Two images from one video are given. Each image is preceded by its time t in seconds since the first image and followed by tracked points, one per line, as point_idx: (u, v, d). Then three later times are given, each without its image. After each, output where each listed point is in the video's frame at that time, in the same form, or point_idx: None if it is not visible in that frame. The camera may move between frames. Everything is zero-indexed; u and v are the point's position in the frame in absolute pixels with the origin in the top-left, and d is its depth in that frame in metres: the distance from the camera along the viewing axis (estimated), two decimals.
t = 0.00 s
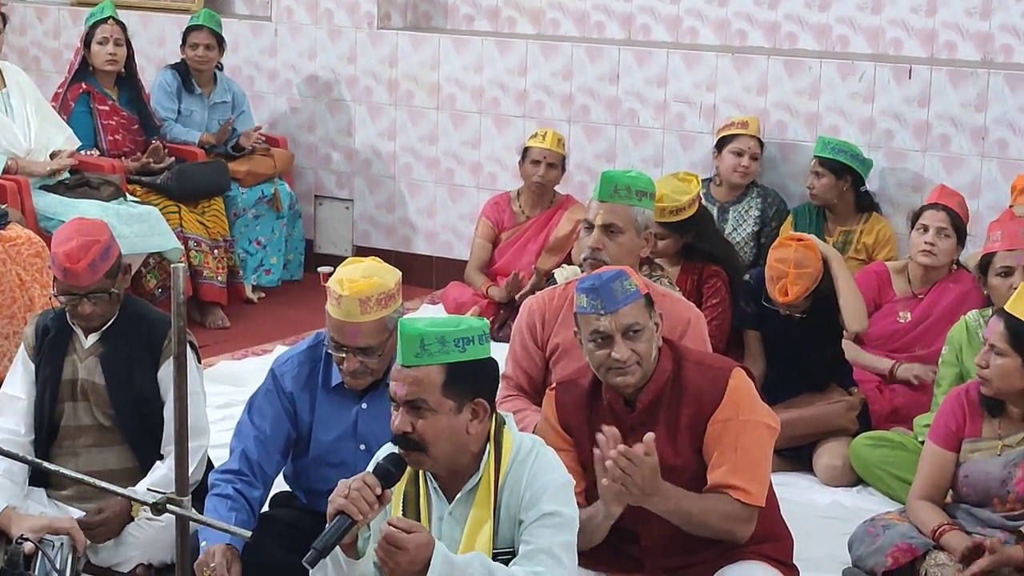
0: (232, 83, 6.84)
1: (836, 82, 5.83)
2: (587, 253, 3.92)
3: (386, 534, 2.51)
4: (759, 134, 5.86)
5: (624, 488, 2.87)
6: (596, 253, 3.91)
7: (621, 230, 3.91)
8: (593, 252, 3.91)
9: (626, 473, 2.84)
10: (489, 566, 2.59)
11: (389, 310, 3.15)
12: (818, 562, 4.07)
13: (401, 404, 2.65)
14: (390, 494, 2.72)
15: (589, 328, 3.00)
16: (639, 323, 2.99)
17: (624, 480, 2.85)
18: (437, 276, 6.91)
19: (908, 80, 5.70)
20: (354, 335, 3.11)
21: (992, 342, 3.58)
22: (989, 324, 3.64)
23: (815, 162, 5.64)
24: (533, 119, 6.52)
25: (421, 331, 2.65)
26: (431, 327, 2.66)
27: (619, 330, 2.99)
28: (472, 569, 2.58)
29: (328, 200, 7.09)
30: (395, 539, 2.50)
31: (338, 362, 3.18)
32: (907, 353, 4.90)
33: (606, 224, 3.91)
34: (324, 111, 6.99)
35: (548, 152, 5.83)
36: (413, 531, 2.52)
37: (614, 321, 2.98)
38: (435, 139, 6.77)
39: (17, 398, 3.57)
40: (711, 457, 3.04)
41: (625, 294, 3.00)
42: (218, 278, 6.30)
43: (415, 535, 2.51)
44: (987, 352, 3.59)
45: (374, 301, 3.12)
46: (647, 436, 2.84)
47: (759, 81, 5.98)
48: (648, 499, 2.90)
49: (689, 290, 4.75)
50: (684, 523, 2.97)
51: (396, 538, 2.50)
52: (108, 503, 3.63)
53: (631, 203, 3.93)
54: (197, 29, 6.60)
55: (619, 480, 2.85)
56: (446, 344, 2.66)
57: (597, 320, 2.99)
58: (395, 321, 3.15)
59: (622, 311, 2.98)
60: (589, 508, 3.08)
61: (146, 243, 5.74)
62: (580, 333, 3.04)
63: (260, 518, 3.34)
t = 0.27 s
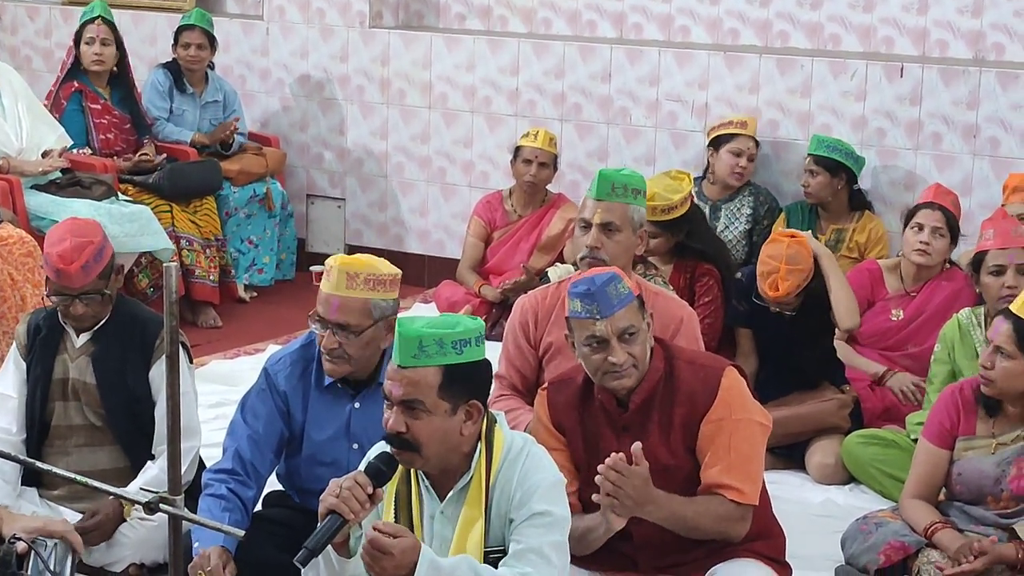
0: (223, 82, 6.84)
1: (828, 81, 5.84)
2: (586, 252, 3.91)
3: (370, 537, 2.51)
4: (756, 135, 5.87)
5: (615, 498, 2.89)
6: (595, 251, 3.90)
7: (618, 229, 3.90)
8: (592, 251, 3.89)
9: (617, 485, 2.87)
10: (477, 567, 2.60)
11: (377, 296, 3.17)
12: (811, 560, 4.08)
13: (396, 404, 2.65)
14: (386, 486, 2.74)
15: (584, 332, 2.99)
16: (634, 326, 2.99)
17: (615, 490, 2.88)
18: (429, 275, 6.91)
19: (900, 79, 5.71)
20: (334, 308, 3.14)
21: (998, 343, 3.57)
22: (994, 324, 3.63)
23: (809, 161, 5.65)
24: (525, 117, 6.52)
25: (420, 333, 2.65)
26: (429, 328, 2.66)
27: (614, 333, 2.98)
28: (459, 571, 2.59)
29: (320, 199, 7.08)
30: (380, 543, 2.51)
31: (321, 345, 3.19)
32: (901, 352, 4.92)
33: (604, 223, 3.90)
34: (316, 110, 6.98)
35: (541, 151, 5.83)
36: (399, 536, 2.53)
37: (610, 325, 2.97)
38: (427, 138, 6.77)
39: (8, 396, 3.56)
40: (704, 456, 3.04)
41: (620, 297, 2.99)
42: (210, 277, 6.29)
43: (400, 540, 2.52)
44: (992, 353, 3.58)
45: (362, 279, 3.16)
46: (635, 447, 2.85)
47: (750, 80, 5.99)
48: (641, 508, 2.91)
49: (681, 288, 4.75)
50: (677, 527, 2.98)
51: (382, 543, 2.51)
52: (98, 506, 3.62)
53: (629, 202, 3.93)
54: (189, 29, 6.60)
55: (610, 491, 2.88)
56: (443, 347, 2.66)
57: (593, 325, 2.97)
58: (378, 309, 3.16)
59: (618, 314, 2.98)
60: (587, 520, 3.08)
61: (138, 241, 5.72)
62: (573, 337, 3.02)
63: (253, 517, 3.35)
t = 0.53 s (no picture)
0: (208, 81, 6.84)
1: (814, 80, 5.85)
2: (588, 252, 3.96)
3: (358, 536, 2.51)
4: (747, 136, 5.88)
5: (608, 490, 2.89)
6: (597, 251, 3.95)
7: (617, 227, 3.99)
8: (594, 250, 3.95)
9: (610, 475, 2.87)
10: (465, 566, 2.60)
11: (363, 285, 3.22)
12: (799, 559, 4.08)
13: (382, 404, 2.65)
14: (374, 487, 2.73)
15: (574, 325, 3.00)
16: (624, 322, 2.99)
17: (608, 481, 2.88)
18: (416, 275, 6.90)
19: (886, 78, 5.71)
20: (319, 294, 3.18)
21: (986, 344, 3.59)
22: (981, 325, 3.65)
23: (795, 160, 5.65)
24: (512, 117, 6.52)
25: (399, 331, 2.65)
26: (409, 326, 2.66)
27: (604, 328, 2.99)
28: (448, 570, 2.58)
29: (306, 199, 7.07)
30: (368, 543, 2.50)
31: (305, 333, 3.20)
32: (886, 349, 4.91)
33: (603, 223, 3.97)
34: (302, 110, 6.97)
35: (528, 150, 5.82)
36: (386, 535, 2.53)
37: (600, 320, 2.99)
38: (414, 138, 6.77)
39: None
40: (691, 455, 3.04)
41: (612, 293, 3.00)
42: (196, 278, 6.28)
43: (388, 539, 2.51)
44: (980, 353, 3.60)
45: (348, 267, 3.22)
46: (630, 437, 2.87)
47: (736, 79, 5.99)
48: (633, 501, 2.91)
49: (670, 287, 4.71)
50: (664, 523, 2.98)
51: (370, 543, 2.50)
52: (87, 506, 3.61)
53: (618, 200, 4.01)
54: (174, 28, 6.58)
55: (603, 482, 2.88)
56: (424, 344, 2.66)
57: (583, 318, 2.99)
58: (363, 299, 3.20)
59: (609, 310, 2.99)
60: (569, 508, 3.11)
61: (124, 241, 5.71)
62: (564, 329, 3.04)
63: (240, 518, 3.36)
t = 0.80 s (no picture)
0: (189, 84, 6.81)
1: (794, 81, 5.85)
2: (577, 253, 3.94)
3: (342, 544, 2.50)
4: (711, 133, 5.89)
5: (583, 504, 2.87)
6: (586, 250, 3.94)
7: (603, 228, 3.98)
8: (583, 250, 3.93)
9: (584, 489, 2.85)
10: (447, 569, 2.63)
11: (343, 283, 3.24)
12: (779, 560, 4.09)
13: (361, 409, 2.64)
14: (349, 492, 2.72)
15: (550, 331, 3.01)
16: (600, 327, 3.00)
17: (581, 495, 2.86)
18: (397, 277, 6.89)
19: (865, 79, 5.72)
20: (300, 291, 3.19)
21: (958, 340, 3.60)
22: (953, 321, 3.67)
23: (773, 161, 5.66)
24: (492, 118, 6.52)
25: (378, 336, 2.64)
26: (388, 331, 2.65)
27: (580, 333, 3.00)
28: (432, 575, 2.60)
29: (287, 201, 7.06)
30: (352, 552, 2.48)
31: (285, 333, 3.18)
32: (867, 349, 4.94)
33: (591, 223, 3.96)
34: (282, 111, 6.96)
35: (508, 152, 5.82)
36: (371, 544, 2.50)
37: (575, 325, 2.99)
38: (394, 139, 6.76)
39: None
40: (671, 457, 3.04)
41: (587, 298, 3.01)
42: (176, 280, 6.28)
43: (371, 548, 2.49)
44: (952, 349, 3.61)
45: (329, 265, 3.24)
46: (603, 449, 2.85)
47: (716, 80, 6.00)
48: (608, 512, 2.90)
49: (652, 289, 4.77)
50: (644, 528, 2.98)
51: (354, 552, 2.48)
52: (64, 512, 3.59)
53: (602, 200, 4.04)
54: (153, 30, 6.57)
55: (578, 496, 2.86)
56: (403, 348, 2.66)
57: (559, 324, 2.99)
58: (343, 298, 3.21)
59: (584, 314, 2.99)
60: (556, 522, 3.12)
61: (104, 244, 5.69)
62: (541, 336, 3.05)
63: (220, 522, 3.34)
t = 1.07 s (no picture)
0: (163, 85, 6.79)
1: (769, 82, 5.86)
2: (551, 254, 3.93)
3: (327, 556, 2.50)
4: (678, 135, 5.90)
5: (570, 498, 2.91)
6: (560, 252, 3.93)
7: (578, 229, 3.98)
8: (558, 252, 3.93)
9: (574, 484, 2.89)
10: None
11: (321, 285, 3.23)
12: (755, 562, 4.09)
13: (340, 415, 2.63)
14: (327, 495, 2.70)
15: (525, 335, 3.00)
16: (574, 332, 2.99)
17: (570, 490, 2.90)
18: (374, 279, 6.88)
19: (840, 80, 5.73)
20: (278, 292, 3.18)
21: (926, 338, 3.61)
22: (918, 321, 3.68)
23: (750, 162, 5.67)
24: (468, 120, 6.51)
25: (357, 341, 2.63)
26: (367, 336, 2.64)
27: (555, 338, 2.99)
28: None
29: (262, 203, 7.04)
30: (334, 565, 2.49)
31: (262, 334, 3.18)
32: (844, 349, 4.94)
33: (566, 224, 3.96)
34: (258, 113, 6.95)
35: (484, 153, 5.82)
36: (353, 556, 2.50)
37: (549, 330, 2.98)
38: (371, 141, 6.75)
39: None
40: (649, 460, 3.04)
41: (562, 302, 2.99)
42: (151, 282, 6.27)
43: (354, 561, 2.49)
44: (920, 349, 3.62)
45: (307, 266, 3.23)
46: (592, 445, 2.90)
47: (692, 82, 6.01)
48: (594, 508, 2.93)
49: (629, 290, 4.79)
50: (626, 528, 3.00)
51: (336, 565, 2.48)
52: (34, 515, 3.53)
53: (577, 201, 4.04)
54: (128, 31, 6.54)
55: (566, 490, 2.90)
56: (382, 353, 2.65)
57: (533, 329, 2.98)
58: (321, 299, 3.20)
59: (558, 319, 2.98)
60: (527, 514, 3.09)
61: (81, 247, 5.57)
62: (516, 339, 3.04)
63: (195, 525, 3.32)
